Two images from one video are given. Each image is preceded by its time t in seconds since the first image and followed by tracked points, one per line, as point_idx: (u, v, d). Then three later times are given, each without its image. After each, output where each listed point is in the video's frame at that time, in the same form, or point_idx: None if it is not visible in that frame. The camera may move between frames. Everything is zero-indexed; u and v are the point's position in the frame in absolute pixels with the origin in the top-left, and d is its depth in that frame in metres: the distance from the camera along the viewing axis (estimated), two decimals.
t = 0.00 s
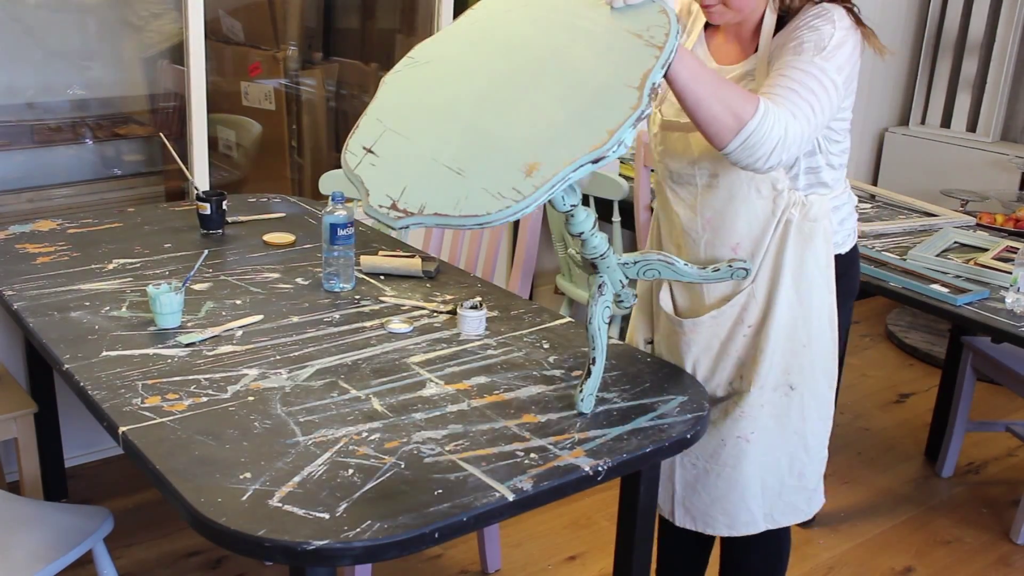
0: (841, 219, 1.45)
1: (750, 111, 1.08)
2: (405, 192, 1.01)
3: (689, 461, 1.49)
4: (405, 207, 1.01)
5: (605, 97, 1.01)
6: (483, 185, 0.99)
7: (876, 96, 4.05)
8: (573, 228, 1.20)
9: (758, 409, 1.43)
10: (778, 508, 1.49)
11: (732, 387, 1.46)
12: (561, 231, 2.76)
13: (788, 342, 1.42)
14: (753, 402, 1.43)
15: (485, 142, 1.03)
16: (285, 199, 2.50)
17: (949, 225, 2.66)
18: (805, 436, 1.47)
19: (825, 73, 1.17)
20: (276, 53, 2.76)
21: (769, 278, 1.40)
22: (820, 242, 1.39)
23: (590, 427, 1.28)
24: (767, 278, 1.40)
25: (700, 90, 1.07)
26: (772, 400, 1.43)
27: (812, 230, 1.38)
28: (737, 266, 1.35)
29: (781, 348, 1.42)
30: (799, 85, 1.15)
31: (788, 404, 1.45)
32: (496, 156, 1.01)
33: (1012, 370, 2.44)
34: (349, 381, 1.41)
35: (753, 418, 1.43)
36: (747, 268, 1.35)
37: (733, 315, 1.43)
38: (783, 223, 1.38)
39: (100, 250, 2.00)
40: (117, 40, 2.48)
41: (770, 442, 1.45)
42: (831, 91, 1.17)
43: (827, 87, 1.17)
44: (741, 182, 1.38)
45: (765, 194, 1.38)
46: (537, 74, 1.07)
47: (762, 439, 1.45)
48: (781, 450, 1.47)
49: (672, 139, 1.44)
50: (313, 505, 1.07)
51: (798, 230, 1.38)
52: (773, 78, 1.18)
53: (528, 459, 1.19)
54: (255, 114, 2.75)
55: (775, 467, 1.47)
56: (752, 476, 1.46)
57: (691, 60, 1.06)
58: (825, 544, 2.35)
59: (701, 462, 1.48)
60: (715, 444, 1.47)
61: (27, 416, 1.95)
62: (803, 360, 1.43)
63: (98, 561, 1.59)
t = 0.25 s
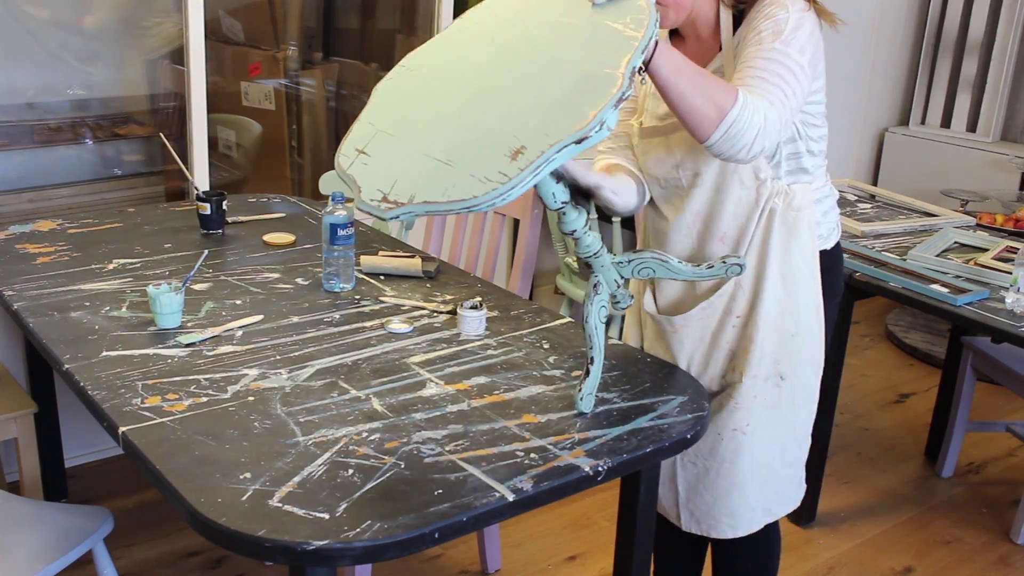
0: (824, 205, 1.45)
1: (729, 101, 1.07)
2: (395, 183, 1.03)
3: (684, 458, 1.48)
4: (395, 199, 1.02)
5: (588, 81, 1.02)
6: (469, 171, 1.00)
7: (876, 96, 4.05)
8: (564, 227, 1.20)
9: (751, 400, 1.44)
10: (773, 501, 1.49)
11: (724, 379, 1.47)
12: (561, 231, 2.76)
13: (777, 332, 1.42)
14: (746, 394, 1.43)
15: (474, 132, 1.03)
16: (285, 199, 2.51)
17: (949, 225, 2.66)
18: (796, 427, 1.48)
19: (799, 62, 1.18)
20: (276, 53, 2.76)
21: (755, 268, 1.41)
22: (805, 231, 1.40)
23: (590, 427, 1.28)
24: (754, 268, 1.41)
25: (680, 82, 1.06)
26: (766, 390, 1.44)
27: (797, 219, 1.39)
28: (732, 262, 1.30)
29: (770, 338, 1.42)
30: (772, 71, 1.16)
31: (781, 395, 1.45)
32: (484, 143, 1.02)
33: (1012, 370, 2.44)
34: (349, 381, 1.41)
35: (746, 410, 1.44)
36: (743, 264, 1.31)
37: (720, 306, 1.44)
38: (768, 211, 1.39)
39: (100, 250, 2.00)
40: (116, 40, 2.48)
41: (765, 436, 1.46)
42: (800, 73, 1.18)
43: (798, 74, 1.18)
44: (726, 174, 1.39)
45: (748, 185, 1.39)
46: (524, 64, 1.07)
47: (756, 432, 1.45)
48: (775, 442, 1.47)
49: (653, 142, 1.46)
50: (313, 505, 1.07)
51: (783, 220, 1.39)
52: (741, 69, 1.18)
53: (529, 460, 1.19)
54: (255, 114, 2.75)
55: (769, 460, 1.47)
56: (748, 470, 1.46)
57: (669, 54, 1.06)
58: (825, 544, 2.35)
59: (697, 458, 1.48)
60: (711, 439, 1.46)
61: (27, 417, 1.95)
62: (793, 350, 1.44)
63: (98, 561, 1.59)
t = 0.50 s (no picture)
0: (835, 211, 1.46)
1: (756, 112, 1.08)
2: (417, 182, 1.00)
3: (694, 461, 1.49)
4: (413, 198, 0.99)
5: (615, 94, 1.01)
6: (495, 176, 0.99)
7: (876, 95, 4.05)
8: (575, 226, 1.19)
9: (762, 405, 1.43)
10: (781, 502, 1.50)
11: (732, 383, 1.47)
12: (561, 231, 2.76)
13: (789, 336, 1.42)
14: (757, 398, 1.43)
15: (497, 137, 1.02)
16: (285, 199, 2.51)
17: (949, 224, 2.66)
18: (803, 430, 1.49)
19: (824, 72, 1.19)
20: (276, 53, 2.75)
21: (768, 271, 1.41)
22: (817, 236, 1.40)
23: (590, 427, 1.28)
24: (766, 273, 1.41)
25: (704, 91, 1.06)
26: (775, 394, 1.44)
27: (809, 223, 1.39)
28: (739, 269, 1.35)
29: (782, 341, 1.42)
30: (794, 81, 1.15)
31: (790, 399, 1.45)
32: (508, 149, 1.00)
33: (1012, 370, 2.44)
34: (349, 381, 1.41)
35: (757, 415, 1.44)
36: (751, 271, 1.36)
37: (731, 311, 1.44)
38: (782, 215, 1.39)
39: (100, 250, 2.01)
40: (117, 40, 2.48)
41: (774, 440, 1.46)
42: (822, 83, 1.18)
43: (822, 85, 1.18)
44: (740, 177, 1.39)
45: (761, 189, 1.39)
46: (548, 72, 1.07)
47: (765, 435, 1.45)
48: (783, 444, 1.48)
49: (666, 144, 1.46)
50: (313, 505, 1.07)
51: (796, 224, 1.39)
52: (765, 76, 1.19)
53: (528, 459, 1.19)
54: (255, 114, 2.75)
55: (777, 463, 1.48)
56: (758, 471, 1.46)
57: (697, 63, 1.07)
58: (825, 544, 2.35)
59: (707, 462, 1.48)
60: (721, 443, 1.46)
61: (26, 416, 1.95)
62: (803, 353, 1.44)
63: (98, 561, 1.59)
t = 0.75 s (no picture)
0: (937, 280, 1.35)
1: (771, 138, 1.05)
2: (408, 176, 1.03)
3: (729, 502, 1.48)
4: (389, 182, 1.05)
5: (609, 70, 1.00)
6: (482, 161, 1.00)
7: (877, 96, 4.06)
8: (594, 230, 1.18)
9: (810, 469, 1.37)
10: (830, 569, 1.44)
11: (782, 434, 1.41)
12: (561, 231, 2.76)
13: (853, 404, 1.35)
14: (804, 461, 1.37)
15: (489, 120, 1.03)
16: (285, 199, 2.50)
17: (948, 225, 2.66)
18: (872, 509, 1.39)
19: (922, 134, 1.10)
20: (276, 53, 2.75)
21: (836, 333, 1.33)
22: (908, 307, 1.30)
23: (590, 427, 1.28)
24: (835, 334, 1.34)
25: (713, 106, 1.07)
26: (833, 463, 1.37)
27: (899, 293, 1.30)
28: (768, 300, 1.30)
29: (846, 408, 1.35)
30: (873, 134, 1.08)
31: (852, 471, 1.37)
32: (499, 134, 1.01)
33: (1012, 370, 2.44)
34: (349, 381, 1.41)
35: (804, 478, 1.38)
36: (780, 302, 1.31)
37: (792, 363, 1.38)
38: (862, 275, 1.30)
39: (101, 250, 2.00)
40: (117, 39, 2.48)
41: (824, 508, 1.40)
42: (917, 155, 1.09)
43: (915, 150, 1.09)
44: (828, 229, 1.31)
45: (848, 246, 1.30)
46: (546, 53, 1.06)
47: (813, 501, 1.39)
48: (838, 516, 1.40)
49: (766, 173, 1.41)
50: (313, 504, 1.07)
51: (881, 288, 1.30)
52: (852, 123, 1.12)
53: (528, 459, 1.19)
54: (255, 114, 2.76)
55: (830, 532, 1.41)
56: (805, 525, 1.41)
57: (709, 74, 1.08)
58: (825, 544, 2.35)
59: (743, 505, 1.46)
60: (761, 491, 1.43)
61: (26, 416, 1.95)
62: (875, 429, 1.35)
63: (98, 561, 1.59)
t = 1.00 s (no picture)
0: (919, 258, 1.36)
1: (756, 123, 1.05)
2: (398, 173, 1.05)
3: (740, 501, 1.46)
4: (381, 182, 1.06)
5: (591, 58, 1.00)
6: (469, 156, 1.00)
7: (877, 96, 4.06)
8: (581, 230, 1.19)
9: (813, 458, 1.36)
10: (840, 564, 1.42)
11: (783, 424, 1.40)
12: (561, 231, 2.76)
13: (847, 385, 1.34)
14: (805, 449, 1.36)
15: (476, 116, 1.04)
16: (285, 199, 2.50)
17: (949, 224, 2.66)
18: (871, 493, 1.39)
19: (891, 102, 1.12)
20: (276, 53, 2.75)
21: (826, 313, 1.34)
22: (892, 281, 1.31)
23: (590, 428, 1.28)
24: (825, 315, 1.34)
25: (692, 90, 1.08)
26: (834, 450, 1.36)
27: (883, 267, 1.30)
28: (762, 289, 1.24)
29: (841, 390, 1.34)
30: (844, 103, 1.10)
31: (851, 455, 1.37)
32: (486, 129, 1.01)
33: (1012, 370, 2.44)
34: (349, 381, 1.41)
35: (808, 468, 1.37)
36: (774, 293, 1.24)
37: (786, 349, 1.37)
38: (847, 253, 1.31)
39: (101, 250, 2.00)
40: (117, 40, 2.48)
41: (830, 498, 1.38)
42: (886, 116, 1.11)
43: (885, 117, 1.11)
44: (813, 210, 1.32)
45: (831, 224, 1.31)
46: (532, 49, 1.07)
47: (818, 492, 1.38)
48: (843, 505, 1.39)
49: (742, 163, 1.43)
50: (313, 505, 1.07)
51: (865, 265, 1.30)
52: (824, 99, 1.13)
53: (529, 459, 1.19)
54: (255, 114, 2.76)
55: (838, 523, 1.40)
56: (812, 520, 1.39)
57: (690, 63, 1.07)
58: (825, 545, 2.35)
59: (752, 505, 1.44)
60: (766, 489, 1.42)
61: (26, 416, 1.94)
62: (868, 407, 1.35)
63: (98, 561, 1.59)
